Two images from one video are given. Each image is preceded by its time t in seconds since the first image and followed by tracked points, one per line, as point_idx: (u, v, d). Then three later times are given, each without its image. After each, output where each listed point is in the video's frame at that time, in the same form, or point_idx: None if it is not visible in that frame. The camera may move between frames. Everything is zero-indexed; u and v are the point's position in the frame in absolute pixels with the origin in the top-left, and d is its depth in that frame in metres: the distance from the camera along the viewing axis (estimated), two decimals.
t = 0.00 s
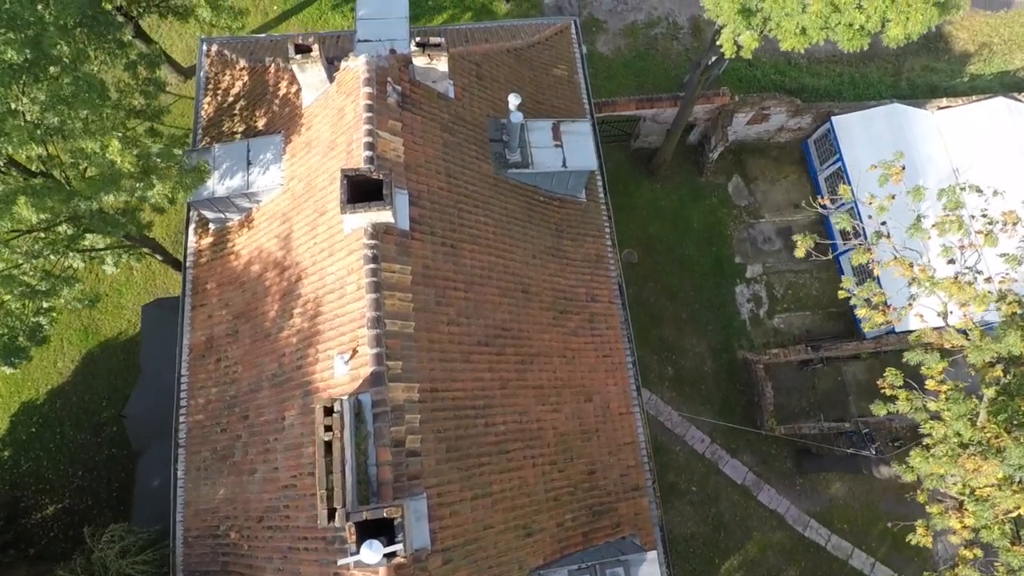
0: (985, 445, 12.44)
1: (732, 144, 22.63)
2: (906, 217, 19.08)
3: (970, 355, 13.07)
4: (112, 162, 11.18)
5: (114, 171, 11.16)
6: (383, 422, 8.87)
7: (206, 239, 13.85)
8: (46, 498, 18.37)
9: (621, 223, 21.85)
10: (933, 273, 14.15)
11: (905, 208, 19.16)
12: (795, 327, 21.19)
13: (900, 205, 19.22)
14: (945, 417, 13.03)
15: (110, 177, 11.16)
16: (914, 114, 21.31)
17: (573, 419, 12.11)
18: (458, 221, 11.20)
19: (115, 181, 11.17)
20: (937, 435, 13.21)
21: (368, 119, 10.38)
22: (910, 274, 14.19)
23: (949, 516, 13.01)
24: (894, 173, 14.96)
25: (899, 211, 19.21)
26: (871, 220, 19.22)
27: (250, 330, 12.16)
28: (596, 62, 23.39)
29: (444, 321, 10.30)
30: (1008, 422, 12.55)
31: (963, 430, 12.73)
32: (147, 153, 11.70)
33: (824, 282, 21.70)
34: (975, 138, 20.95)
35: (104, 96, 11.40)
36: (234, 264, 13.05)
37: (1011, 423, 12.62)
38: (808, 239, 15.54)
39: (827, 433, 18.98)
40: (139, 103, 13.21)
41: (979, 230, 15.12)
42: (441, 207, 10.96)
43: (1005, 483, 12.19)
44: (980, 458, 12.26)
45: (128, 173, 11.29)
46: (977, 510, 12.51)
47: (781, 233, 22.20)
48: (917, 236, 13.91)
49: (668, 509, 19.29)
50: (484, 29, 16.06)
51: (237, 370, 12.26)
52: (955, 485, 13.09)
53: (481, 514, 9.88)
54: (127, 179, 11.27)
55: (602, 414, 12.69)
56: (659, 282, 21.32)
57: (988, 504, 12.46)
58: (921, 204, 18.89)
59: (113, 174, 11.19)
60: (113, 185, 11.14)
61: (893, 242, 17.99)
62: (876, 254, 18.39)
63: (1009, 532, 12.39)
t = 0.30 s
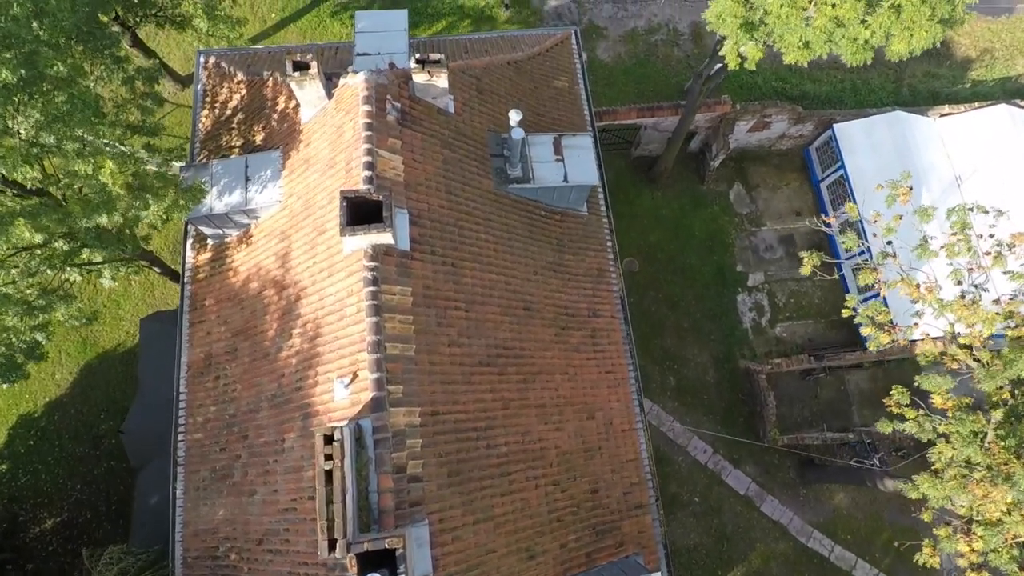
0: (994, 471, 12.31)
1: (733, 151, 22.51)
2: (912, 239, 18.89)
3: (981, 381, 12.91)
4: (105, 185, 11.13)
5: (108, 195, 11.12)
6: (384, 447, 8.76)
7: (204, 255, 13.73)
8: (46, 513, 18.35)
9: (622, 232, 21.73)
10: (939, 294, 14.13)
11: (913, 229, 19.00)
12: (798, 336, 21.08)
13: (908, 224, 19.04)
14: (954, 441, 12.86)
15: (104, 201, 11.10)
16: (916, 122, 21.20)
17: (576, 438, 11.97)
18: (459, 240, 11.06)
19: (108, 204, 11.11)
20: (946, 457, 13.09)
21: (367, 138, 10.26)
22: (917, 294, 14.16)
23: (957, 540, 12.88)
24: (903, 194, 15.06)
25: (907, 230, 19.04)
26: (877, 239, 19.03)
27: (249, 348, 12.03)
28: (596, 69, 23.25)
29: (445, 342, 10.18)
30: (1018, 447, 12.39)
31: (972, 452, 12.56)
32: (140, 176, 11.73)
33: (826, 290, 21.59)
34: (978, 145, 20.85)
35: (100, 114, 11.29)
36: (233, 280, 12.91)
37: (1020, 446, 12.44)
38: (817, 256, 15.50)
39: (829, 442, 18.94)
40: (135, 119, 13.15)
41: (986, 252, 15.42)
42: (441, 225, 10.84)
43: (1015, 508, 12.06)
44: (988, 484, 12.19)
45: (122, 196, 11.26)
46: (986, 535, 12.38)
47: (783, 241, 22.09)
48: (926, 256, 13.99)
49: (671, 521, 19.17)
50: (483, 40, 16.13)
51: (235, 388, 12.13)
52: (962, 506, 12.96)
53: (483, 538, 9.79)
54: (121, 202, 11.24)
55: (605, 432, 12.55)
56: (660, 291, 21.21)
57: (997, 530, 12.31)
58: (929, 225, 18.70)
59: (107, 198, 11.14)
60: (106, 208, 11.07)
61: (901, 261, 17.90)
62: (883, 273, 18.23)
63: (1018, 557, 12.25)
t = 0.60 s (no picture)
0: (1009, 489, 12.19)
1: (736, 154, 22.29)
2: (926, 249, 18.64)
3: (998, 397, 12.63)
4: (97, 197, 10.88)
5: (100, 206, 10.87)
6: (386, 466, 8.55)
7: (202, 264, 13.51)
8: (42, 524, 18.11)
9: (625, 236, 21.51)
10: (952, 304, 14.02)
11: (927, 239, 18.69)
12: (802, 341, 20.88)
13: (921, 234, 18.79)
14: (970, 457, 12.65)
15: (96, 212, 10.84)
16: (921, 124, 20.97)
17: (581, 450, 11.74)
18: (460, 250, 10.83)
19: (100, 217, 10.81)
20: (962, 473, 12.79)
21: (367, 147, 10.04)
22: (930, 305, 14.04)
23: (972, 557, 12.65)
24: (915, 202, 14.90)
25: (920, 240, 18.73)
26: (888, 248, 18.80)
27: (247, 360, 11.82)
28: (598, 71, 23.03)
29: (448, 356, 9.96)
30: None
31: (990, 468, 12.30)
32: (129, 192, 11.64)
33: (830, 294, 21.38)
34: (983, 147, 20.62)
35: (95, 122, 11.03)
36: (231, 291, 12.69)
37: None
38: (827, 265, 15.21)
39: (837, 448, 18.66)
40: (130, 127, 12.93)
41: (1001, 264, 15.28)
42: (443, 235, 10.62)
43: None
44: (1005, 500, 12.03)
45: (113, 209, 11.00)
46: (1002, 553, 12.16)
47: (787, 245, 21.89)
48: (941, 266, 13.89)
49: (675, 529, 18.96)
50: (484, 44, 15.92)
51: (234, 401, 11.91)
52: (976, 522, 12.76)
53: (487, 557, 9.58)
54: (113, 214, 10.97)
55: (610, 444, 12.33)
56: (663, 296, 20.99)
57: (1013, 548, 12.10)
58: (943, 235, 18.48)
59: (98, 210, 10.87)
60: (98, 220, 10.78)
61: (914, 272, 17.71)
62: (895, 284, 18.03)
63: None
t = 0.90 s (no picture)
0: None
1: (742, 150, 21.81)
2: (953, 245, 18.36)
3: None
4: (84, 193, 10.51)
5: (88, 203, 10.53)
6: (386, 476, 8.06)
7: (194, 263, 13.04)
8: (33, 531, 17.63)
9: (630, 234, 21.03)
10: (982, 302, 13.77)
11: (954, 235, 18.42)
12: (812, 340, 20.40)
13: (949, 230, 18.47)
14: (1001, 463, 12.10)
15: (84, 210, 10.47)
16: (932, 118, 20.50)
17: (590, 456, 11.26)
18: (463, 247, 10.35)
19: (88, 214, 10.44)
20: (995, 480, 12.25)
21: (365, 140, 9.57)
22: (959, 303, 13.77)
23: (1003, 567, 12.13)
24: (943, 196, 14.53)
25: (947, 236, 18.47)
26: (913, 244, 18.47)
27: (241, 363, 11.34)
28: (601, 66, 22.55)
29: (451, 358, 9.49)
30: None
31: None
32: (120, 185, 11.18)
33: (840, 293, 20.91)
34: (996, 141, 20.12)
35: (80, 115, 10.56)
36: (224, 291, 12.21)
37: None
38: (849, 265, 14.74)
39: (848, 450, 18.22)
40: (119, 121, 12.48)
41: None
42: (445, 232, 10.14)
43: None
44: None
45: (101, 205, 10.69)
46: None
47: (795, 243, 21.42)
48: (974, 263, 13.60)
49: (683, 534, 18.48)
50: (486, 36, 15.42)
51: (227, 406, 11.43)
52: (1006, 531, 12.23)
53: (492, 570, 9.11)
54: (101, 211, 10.64)
55: (619, 449, 11.85)
56: (669, 295, 20.52)
57: None
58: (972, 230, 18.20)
59: (87, 207, 10.51)
60: (86, 218, 10.41)
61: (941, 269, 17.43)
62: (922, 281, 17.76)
63: None
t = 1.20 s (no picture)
0: None
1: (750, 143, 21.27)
2: (989, 232, 17.96)
3: None
4: (68, 178, 9.98)
5: (72, 190, 10.00)
6: (384, 482, 7.52)
7: (184, 257, 12.46)
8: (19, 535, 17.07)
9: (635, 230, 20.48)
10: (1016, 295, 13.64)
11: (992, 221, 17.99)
12: (822, 338, 19.86)
13: (986, 216, 18.08)
14: None
15: (69, 197, 9.98)
16: (947, 110, 19.95)
17: (598, 458, 10.70)
18: (467, 239, 9.80)
19: (73, 200, 9.95)
20: None
21: (362, 123, 9.00)
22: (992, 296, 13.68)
23: None
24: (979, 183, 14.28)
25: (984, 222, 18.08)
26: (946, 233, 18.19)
27: (232, 361, 10.78)
28: (605, 58, 22.00)
29: (453, 356, 8.94)
30: None
31: None
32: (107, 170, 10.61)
33: (851, 289, 20.37)
34: (1013, 133, 19.57)
35: (58, 96, 9.95)
36: (215, 286, 11.64)
37: None
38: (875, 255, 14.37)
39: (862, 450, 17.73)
40: (103, 108, 11.98)
41: None
42: (447, 222, 9.58)
43: None
44: None
45: (86, 191, 10.13)
46: None
47: (805, 238, 20.88)
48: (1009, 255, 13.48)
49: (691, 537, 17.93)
50: (489, 22, 14.85)
51: (217, 407, 10.86)
52: None
53: None
54: (86, 198, 10.10)
55: (629, 451, 11.29)
56: (676, 292, 19.97)
57: None
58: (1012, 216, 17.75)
59: (72, 194, 10.01)
60: (70, 205, 9.90)
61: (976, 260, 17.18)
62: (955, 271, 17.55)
63: None
